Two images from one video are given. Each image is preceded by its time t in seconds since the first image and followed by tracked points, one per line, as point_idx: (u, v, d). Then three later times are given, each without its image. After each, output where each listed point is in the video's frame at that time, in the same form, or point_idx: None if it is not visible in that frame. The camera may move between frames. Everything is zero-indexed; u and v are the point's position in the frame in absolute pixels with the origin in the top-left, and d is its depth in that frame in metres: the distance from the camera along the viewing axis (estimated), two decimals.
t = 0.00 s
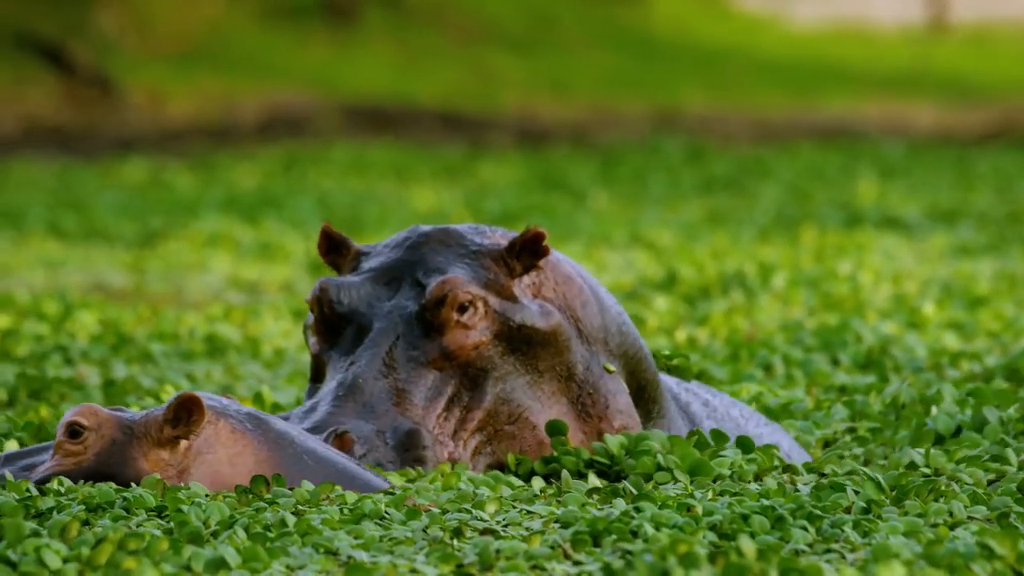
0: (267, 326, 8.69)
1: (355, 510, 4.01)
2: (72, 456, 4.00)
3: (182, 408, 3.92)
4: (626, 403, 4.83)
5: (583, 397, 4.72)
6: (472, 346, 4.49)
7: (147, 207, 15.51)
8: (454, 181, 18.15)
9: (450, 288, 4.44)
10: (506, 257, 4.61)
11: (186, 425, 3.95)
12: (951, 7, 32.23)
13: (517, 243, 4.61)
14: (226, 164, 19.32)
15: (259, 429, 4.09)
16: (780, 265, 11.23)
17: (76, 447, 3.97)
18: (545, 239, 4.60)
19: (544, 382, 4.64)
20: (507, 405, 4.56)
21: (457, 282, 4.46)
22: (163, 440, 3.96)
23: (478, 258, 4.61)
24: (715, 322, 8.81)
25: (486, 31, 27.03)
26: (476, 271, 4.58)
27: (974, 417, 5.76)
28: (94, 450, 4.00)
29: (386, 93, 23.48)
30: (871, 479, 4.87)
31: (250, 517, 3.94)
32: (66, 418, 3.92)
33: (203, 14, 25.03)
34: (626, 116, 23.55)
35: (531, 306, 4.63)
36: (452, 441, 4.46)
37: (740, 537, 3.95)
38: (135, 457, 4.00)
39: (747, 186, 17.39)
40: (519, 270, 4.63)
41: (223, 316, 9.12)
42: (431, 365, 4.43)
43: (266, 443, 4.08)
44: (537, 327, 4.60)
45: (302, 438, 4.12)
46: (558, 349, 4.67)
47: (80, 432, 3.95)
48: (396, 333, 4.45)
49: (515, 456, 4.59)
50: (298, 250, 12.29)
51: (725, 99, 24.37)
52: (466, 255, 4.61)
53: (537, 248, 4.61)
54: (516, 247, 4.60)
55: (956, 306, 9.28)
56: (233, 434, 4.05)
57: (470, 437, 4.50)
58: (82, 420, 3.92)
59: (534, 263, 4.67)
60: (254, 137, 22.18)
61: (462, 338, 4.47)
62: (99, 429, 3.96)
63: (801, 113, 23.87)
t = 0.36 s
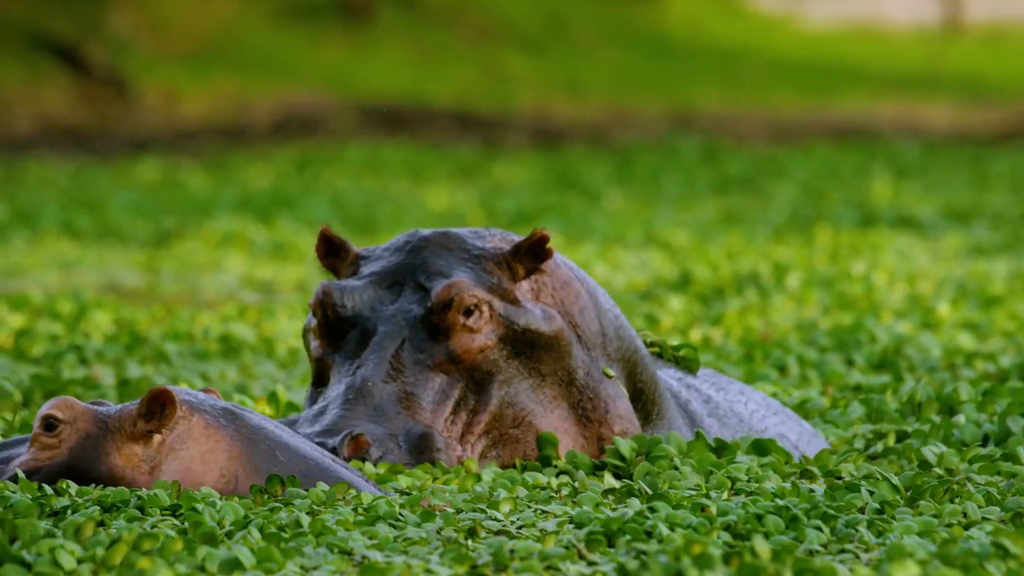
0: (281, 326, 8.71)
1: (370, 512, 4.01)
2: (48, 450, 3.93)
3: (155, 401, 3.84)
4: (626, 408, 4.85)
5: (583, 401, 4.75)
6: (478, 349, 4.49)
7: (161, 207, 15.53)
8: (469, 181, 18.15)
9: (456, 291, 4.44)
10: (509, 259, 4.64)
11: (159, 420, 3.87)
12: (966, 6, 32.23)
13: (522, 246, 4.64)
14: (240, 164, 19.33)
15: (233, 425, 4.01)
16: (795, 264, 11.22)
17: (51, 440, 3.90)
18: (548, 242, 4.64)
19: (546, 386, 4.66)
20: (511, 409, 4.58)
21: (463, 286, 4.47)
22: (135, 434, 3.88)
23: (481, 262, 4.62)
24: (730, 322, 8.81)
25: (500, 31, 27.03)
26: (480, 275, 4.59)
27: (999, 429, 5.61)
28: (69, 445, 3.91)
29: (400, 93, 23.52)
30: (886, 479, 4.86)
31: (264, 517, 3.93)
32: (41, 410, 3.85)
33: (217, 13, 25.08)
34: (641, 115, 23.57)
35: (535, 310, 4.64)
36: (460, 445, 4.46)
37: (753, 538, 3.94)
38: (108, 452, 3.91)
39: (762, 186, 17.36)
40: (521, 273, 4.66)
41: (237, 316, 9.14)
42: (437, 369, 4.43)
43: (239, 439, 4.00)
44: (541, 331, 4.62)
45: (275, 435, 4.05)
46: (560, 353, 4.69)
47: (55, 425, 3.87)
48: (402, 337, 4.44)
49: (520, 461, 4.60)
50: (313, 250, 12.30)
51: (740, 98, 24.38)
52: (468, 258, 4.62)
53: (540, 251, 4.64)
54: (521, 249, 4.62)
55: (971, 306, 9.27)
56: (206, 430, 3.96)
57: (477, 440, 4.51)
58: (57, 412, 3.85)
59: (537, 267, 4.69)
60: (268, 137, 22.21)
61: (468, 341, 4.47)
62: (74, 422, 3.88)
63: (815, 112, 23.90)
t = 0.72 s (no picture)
0: (290, 326, 8.71)
1: (379, 513, 4.00)
2: (22, 435, 3.91)
3: (132, 382, 3.86)
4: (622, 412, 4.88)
5: (581, 405, 4.77)
6: (482, 351, 4.51)
7: (171, 207, 15.54)
8: (479, 181, 18.14)
9: (461, 293, 4.47)
10: (510, 263, 4.66)
11: (136, 402, 3.89)
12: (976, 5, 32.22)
13: (522, 250, 4.66)
14: (251, 164, 19.33)
15: (212, 413, 4.04)
16: (804, 265, 11.20)
17: (27, 426, 3.89)
18: (550, 245, 4.67)
19: (546, 388, 4.68)
20: (512, 411, 4.60)
21: (467, 288, 4.49)
22: (112, 416, 3.89)
23: (481, 265, 4.64)
24: (740, 322, 8.82)
25: (510, 31, 27.02)
26: (482, 278, 4.61)
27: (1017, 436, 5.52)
28: (44, 429, 3.90)
29: (410, 93, 23.54)
30: (896, 478, 4.84)
31: (273, 517, 3.93)
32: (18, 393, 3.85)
33: (227, 12, 25.11)
34: (651, 115, 23.56)
35: (536, 312, 4.67)
36: (466, 447, 4.48)
37: (763, 538, 3.94)
38: (83, 436, 3.91)
39: (772, 186, 17.34)
40: (521, 276, 4.68)
41: (247, 316, 9.14)
42: (441, 370, 4.45)
43: (217, 426, 4.03)
44: (542, 334, 4.64)
45: (253, 425, 4.09)
46: (560, 356, 4.72)
47: (31, 409, 3.87)
48: (406, 339, 4.45)
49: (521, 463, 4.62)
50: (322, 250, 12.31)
51: (751, 98, 24.38)
52: (468, 261, 4.64)
53: (540, 256, 4.67)
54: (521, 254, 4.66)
55: (981, 306, 9.27)
56: (184, 415, 3.98)
57: (482, 442, 4.52)
58: (33, 396, 3.86)
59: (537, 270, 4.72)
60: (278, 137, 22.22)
61: (472, 343, 4.49)
62: (49, 406, 3.88)
63: (825, 113, 23.91)
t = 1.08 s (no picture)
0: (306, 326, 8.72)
1: (395, 512, 4.01)
2: None
3: (104, 370, 3.90)
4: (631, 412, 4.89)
5: (587, 405, 4.76)
6: (494, 351, 4.51)
7: (187, 207, 15.55)
8: (495, 181, 18.12)
9: (473, 293, 4.48)
10: (518, 263, 4.67)
11: (107, 390, 3.93)
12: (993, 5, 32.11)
13: (530, 251, 4.68)
14: (267, 164, 19.34)
15: (186, 404, 4.06)
16: (820, 264, 11.18)
17: None
18: (558, 246, 4.68)
19: (556, 388, 4.68)
20: (523, 411, 4.60)
21: (479, 287, 4.50)
22: (84, 404, 3.92)
23: (490, 265, 4.65)
24: (755, 321, 8.81)
25: (525, 31, 26.98)
26: (491, 278, 4.62)
27: None
28: (18, 419, 3.94)
29: (426, 92, 23.54)
30: (913, 477, 4.83)
31: (289, 518, 3.94)
32: None
33: (243, 12, 25.14)
34: (667, 115, 23.53)
35: (546, 311, 4.68)
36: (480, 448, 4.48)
37: (779, 538, 3.93)
38: (56, 425, 3.94)
39: (788, 186, 17.29)
40: (529, 277, 4.69)
41: (263, 315, 9.15)
42: (454, 369, 4.45)
43: (191, 417, 4.05)
44: (552, 333, 4.65)
45: (229, 419, 4.11)
46: (569, 355, 4.72)
47: (5, 397, 3.92)
48: (419, 339, 4.45)
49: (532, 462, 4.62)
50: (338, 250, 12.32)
51: (766, 98, 24.33)
52: (477, 261, 4.64)
53: (548, 256, 4.68)
54: (529, 254, 4.67)
55: (997, 306, 9.24)
56: (157, 407, 4.01)
57: (494, 441, 4.52)
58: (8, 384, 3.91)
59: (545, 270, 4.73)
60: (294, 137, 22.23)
61: (485, 343, 4.49)
62: (23, 394, 3.93)
63: (841, 112, 23.85)
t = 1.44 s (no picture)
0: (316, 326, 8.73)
1: (406, 512, 4.01)
2: None
3: (60, 376, 4.05)
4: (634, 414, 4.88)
5: (588, 405, 4.74)
6: (500, 349, 4.50)
7: (197, 207, 15.56)
8: (505, 181, 18.11)
9: (480, 290, 4.47)
10: (521, 262, 4.67)
11: (64, 395, 4.08)
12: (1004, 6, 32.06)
13: (533, 249, 4.67)
14: (277, 164, 19.35)
15: (147, 409, 4.19)
16: (831, 264, 11.17)
17: None
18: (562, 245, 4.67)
19: (559, 387, 4.67)
20: (526, 409, 4.59)
21: (485, 285, 4.49)
22: (42, 409, 4.08)
23: (494, 263, 4.65)
24: (766, 321, 8.80)
25: (535, 31, 26.98)
26: (496, 276, 4.62)
27: None
28: None
29: (436, 93, 23.55)
30: (924, 477, 4.82)
31: (300, 520, 3.95)
32: None
33: (254, 12, 25.18)
34: (678, 115, 23.51)
35: (551, 310, 4.67)
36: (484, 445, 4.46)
37: (790, 538, 3.93)
38: (18, 428, 4.11)
39: (799, 186, 17.26)
40: (533, 276, 4.69)
41: (273, 315, 9.16)
42: (459, 367, 4.44)
43: (149, 422, 4.17)
44: (557, 332, 4.64)
45: (190, 424, 4.23)
46: (573, 355, 4.71)
47: None
48: (424, 336, 4.44)
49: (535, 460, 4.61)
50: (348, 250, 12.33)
51: (777, 99, 24.31)
52: (481, 259, 4.64)
53: (552, 256, 4.67)
54: (533, 254, 4.67)
55: (1008, 306, 9.23)
56: (116, 411, 4.15)
57: (498, 439, 4.51)
58: None
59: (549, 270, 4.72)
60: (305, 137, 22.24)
61: (490, 340, 4.48)
62: None
63: (852, 112, 23.81)
